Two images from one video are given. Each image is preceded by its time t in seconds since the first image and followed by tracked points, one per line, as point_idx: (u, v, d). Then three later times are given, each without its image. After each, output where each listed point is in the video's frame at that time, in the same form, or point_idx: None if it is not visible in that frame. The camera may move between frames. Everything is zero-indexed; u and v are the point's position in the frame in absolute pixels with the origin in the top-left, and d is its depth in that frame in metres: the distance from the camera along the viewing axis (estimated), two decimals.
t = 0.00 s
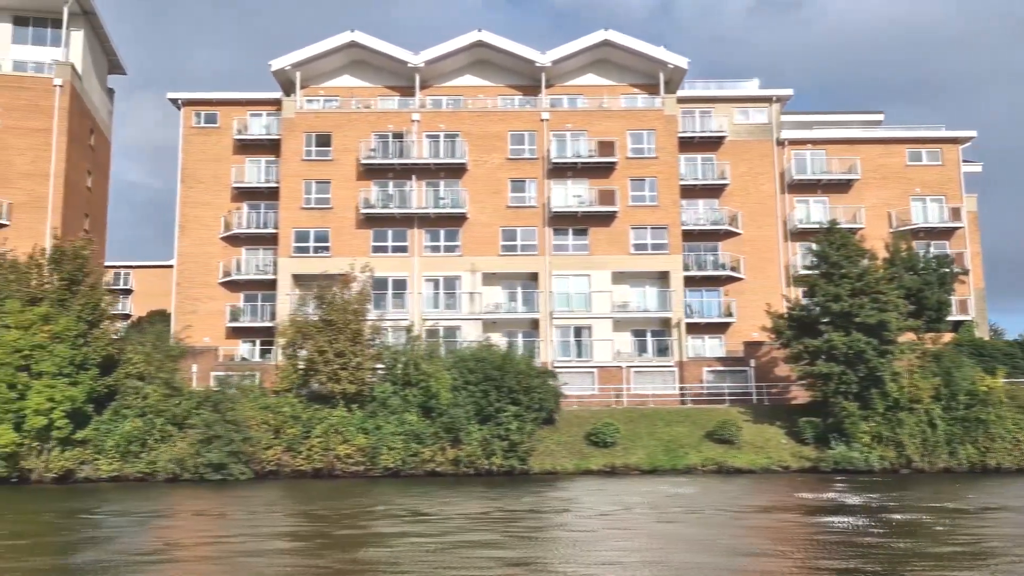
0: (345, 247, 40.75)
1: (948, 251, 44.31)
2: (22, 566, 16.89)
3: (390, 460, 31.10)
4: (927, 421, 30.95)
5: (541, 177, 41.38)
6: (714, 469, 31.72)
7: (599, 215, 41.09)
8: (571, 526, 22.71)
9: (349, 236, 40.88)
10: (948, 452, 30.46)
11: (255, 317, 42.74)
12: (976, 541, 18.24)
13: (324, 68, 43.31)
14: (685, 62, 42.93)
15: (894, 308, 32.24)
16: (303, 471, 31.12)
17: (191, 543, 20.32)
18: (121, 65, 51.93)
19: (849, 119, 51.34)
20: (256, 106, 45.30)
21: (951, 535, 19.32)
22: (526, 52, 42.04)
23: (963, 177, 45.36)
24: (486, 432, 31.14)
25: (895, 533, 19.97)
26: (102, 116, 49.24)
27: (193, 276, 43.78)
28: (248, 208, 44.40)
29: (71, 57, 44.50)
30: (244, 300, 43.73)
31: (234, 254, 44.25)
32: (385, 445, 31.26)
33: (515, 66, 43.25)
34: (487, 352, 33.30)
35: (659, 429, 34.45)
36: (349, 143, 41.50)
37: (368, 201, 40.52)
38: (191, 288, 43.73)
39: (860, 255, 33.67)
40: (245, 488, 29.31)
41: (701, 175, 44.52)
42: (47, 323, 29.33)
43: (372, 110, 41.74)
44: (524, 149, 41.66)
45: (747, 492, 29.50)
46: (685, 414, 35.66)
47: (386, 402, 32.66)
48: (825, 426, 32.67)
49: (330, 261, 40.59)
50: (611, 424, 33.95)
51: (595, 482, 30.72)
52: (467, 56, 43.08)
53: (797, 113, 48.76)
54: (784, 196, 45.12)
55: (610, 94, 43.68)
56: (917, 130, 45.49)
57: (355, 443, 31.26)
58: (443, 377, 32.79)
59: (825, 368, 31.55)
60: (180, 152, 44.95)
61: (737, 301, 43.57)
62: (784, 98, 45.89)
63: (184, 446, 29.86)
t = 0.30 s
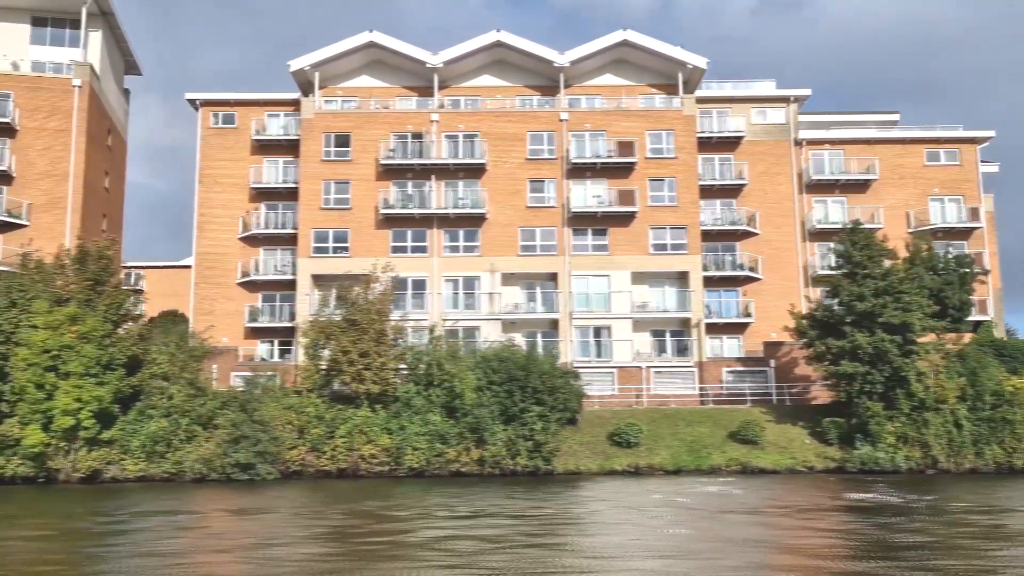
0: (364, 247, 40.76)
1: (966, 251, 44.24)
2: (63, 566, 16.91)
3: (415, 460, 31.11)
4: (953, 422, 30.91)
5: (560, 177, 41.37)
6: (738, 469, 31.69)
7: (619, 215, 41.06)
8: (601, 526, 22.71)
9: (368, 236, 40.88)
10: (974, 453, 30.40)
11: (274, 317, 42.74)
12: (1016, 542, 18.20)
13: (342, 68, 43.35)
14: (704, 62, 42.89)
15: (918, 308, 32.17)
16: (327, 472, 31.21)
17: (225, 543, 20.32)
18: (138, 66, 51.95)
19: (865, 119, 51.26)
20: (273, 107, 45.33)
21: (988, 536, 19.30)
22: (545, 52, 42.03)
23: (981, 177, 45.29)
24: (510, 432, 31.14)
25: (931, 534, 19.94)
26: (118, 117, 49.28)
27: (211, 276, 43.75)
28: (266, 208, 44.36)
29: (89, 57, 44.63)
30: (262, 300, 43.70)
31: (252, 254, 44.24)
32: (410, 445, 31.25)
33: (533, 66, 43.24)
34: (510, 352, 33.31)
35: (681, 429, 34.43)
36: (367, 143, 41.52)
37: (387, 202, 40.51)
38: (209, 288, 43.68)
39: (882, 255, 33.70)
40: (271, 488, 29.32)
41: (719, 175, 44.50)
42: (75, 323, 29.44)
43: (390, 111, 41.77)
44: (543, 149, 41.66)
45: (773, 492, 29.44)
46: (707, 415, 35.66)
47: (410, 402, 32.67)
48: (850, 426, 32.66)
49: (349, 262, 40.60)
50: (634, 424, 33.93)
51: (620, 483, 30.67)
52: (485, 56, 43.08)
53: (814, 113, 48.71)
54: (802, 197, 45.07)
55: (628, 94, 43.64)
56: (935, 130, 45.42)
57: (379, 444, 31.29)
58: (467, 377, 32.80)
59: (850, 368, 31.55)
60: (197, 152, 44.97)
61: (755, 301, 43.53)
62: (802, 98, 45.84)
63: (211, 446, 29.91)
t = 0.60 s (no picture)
0: (384, 247, 40.79)
1: (985, 251, 44.19)
2: (105, 564, 16.88)
3: (440, 460, 31.13)
4: (979, 422, 30.88)
5: (579, 177, 41.37)
6: (762, 470, 31.67)
7: (638, 215, 41.06)
8: (633, 526, 22.67)
9: (387, 236, 40.91)
10: (1000, 453, 30.36)
11: (292, 317, 42.77)
12: None
13: (361, 69, 43.36)
14: (722, 62, 42.86)
15: (942, 308, 32.11)
16: (352, 472, 31.26)
17: (261, 543, 20.28)
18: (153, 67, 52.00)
19: (881, 119, 51.20)
20: (291, 107, 45.37)
21: None
22: (564, 52, 42.03)
23: (999, 177, 45.23)
24: (535, 431, 31.12)
25: (970, 533, 19.88)
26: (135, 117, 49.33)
27: (229, 276, 43.76)
28: (284, 209, 44.35)
29: (108, 58, 44.74)
30: (280, 300, 43.71)
31: (271, 254, 44.24)
32: (434, 445, 31.25)
33: (551, 66, 43.24)
34: (533, 352, 33.29)
35: (704, 430, 34.38)
36: (386, 143, 41.54)
37: (406, 202, 40.54)
38: (227, 288, 43.69)
39: (905, 255, 33.69)
40: (296, 487, 29.35)
41: (737, 175, 44.44)
42: (102, 324, 29.86)
43: (409, 111, 41.79)
44: (563, 149, 41.66)
45: (800, 492, 29.41)
46: (729, 415, 35.63)
47: (434, 402, 32.69)
48: (873, 426, 32.66)
49: (369, 262, 40.62)
50: (657, 424, 33.89)
51: (645, 483, 30.63)
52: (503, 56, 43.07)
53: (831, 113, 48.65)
54: (819, 197, 45.04)
55: (646, 94, 43.64)
56: (953, 130, 45.37)
57: (403, 444, 31.32)
58: (491, 377, 32.78)
59: (875, 368, 31.52)
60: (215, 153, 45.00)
61: (773, 301, 43.51)
62: (820, 98, 45.79)
63: (238, 446, 30.01)
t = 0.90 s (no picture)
0: (403, 248, 40.81)
1: (1003, 251, 44.14)
2: (145, 568, 16.81)
3: (464, 461, 31.13)
4: (1004, 422, 30.85)
5: (598, 177, 41.35)
6: (787, 470, 31.63)
7: (657, 216, 41.03)
8: (665, 527, 22.65)
9: (407, 237, 40.93)
10: None
11: (311, 318, 42.76)
12: None
13: (379, 69, 43.38)
14: (741, 62, 42.82)
15: (967, 309, 32.06)
16: (376, 472, 31.26)
17: (295, 544, 20.26)
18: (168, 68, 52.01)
19: (897, 119, 51.15)
20: (308, 108, 45.38)
21: None
22: (583, 52, 42.01)
23: (1017, 177, 45.19)
24: (560, 432, 31.09)
25: (1009, 534, 19.82)
26: (151, 118, 49.35)
27: (248, 277, 43.75)
28: (301, 210, 44.35)
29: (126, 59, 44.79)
30: (298, 301, 43.68)
31: (289, 255, 44.18)
32: (459, 446, 31.23)
33: (570, 66, 43.23)
34: (556, 353, 33.27)
35: (726, 431, 34.32)
36: (406, 144, 41.55)
37: (426, 202, 40.54)
38: (245, 289, 43.68)
39: (929, 255, 33.66)
40: (322, 488, 29.36)
41: (755, 175, 44.38)
42: (129, 324, 29.88)
43: (428, 111, 41.80)
44: (581, 149, 41.63)
45: (826, 492, 29.36)
46: (751, 415, 35.59)
47: (457, 403, 32.67)
48: (898, 427, 32.63)
49: (388, 262, 40.64)
50: (680, 424, 33.86)
51: (670, 483, 30.59)
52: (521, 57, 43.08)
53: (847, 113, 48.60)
54: (837, 197, 45.00)
55: (665, 94, 43.61)
56: (971, 130, 45.34)
57: (428, 444, 31.33)
58: (514, 378, 32.74)
59: (900, 369, 31.48)
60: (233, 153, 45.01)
61: (792, 301, 43.52)
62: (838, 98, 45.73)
63: (265, 446, 30.09)
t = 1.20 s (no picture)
0: (422, 248, 40.84)
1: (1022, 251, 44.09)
2: (187, 566, 16.80)
3: (488, 461, 31.17)
4: None
5: (617, 177, 41.35)
6: (811, 470, 31.61)
7: (676, 216, 41.02)
8: (697, 526, 22.63)
9: (426, 237, 40.98)
10: None
11: (329, 318, 42.77)
12: None
13: (397, 70, 43.41)
14: (759, 62, 42.79)
15: (991, 309, 32.02)
16: (401, 473, 31.30)
17: (329, 544, 20.23)
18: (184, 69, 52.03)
19: (913, 119, 51.10)
20: (326, 108, 45.42)
21: None
22: (601, 53, 42.02)
23: None
24: (584, 432, 31.08)
25: None
26: (167, 118, 49.43)
27: (266, 277, 43.78)
28: (319, 210, 44.35)
29: (144, 59, 44.88)
30: (316, 301, 43.69)
31: (307, 255, 44.21)
32: (483, 446, 31.24)
33: (588, 67, 43.23)
34: (580, 353, 33.24)
35: (749, 431, 34.29)
36: (424, 144, 41.58)
37: (445, 202, 40.57)
38: (263, 289, 43.68)
39: (952, 255, 33.62)
40: (348, 488, 29.39)
41: (773, 175, 44.36)
42: (155, 324, 29.94)
43: (447, 112, 41.83)
44: (600, 149, 41.63)
45: (852, 492, 29.32)
46: (773, 416, 35.56)
47: (480, 403, 32.68)
48: (921, 427, 32.59)
49: (407, 262, 40.66)
50: (703, 425, 33.83)
51: (694, 484, 30.57)
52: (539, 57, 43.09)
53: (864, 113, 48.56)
54: (855, 197, 44.96)
55: (683, 94, 43.59)
56: (989, 130, 45.29)
57: (452, 444, 31.36)
58: (538, 378, 32.72)
59: (924, 369, 31.46)
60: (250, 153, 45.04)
61: (810, 301, 43.48)
62: (855, 98, 45.68)
63: (291, 446, 30.17)
